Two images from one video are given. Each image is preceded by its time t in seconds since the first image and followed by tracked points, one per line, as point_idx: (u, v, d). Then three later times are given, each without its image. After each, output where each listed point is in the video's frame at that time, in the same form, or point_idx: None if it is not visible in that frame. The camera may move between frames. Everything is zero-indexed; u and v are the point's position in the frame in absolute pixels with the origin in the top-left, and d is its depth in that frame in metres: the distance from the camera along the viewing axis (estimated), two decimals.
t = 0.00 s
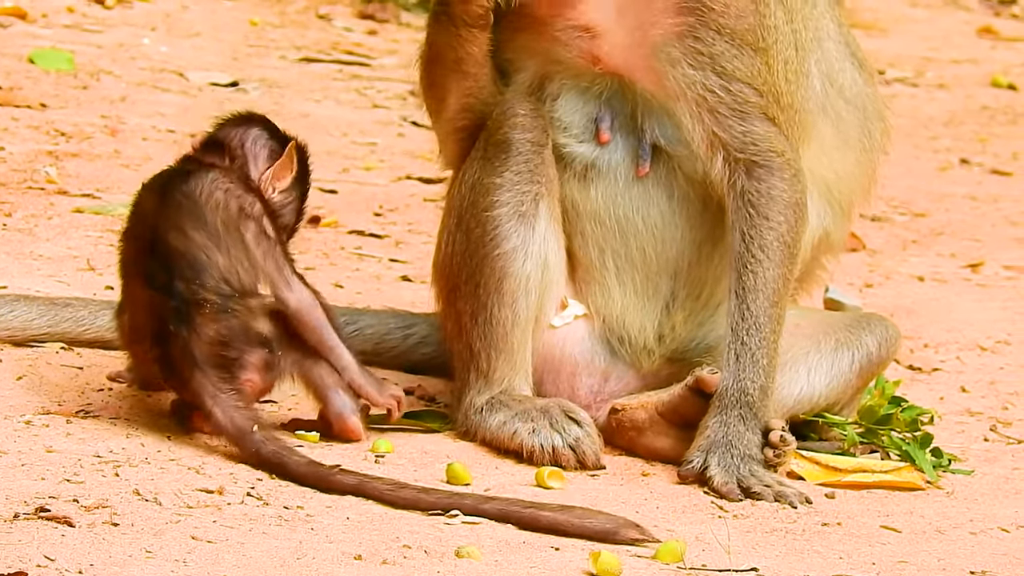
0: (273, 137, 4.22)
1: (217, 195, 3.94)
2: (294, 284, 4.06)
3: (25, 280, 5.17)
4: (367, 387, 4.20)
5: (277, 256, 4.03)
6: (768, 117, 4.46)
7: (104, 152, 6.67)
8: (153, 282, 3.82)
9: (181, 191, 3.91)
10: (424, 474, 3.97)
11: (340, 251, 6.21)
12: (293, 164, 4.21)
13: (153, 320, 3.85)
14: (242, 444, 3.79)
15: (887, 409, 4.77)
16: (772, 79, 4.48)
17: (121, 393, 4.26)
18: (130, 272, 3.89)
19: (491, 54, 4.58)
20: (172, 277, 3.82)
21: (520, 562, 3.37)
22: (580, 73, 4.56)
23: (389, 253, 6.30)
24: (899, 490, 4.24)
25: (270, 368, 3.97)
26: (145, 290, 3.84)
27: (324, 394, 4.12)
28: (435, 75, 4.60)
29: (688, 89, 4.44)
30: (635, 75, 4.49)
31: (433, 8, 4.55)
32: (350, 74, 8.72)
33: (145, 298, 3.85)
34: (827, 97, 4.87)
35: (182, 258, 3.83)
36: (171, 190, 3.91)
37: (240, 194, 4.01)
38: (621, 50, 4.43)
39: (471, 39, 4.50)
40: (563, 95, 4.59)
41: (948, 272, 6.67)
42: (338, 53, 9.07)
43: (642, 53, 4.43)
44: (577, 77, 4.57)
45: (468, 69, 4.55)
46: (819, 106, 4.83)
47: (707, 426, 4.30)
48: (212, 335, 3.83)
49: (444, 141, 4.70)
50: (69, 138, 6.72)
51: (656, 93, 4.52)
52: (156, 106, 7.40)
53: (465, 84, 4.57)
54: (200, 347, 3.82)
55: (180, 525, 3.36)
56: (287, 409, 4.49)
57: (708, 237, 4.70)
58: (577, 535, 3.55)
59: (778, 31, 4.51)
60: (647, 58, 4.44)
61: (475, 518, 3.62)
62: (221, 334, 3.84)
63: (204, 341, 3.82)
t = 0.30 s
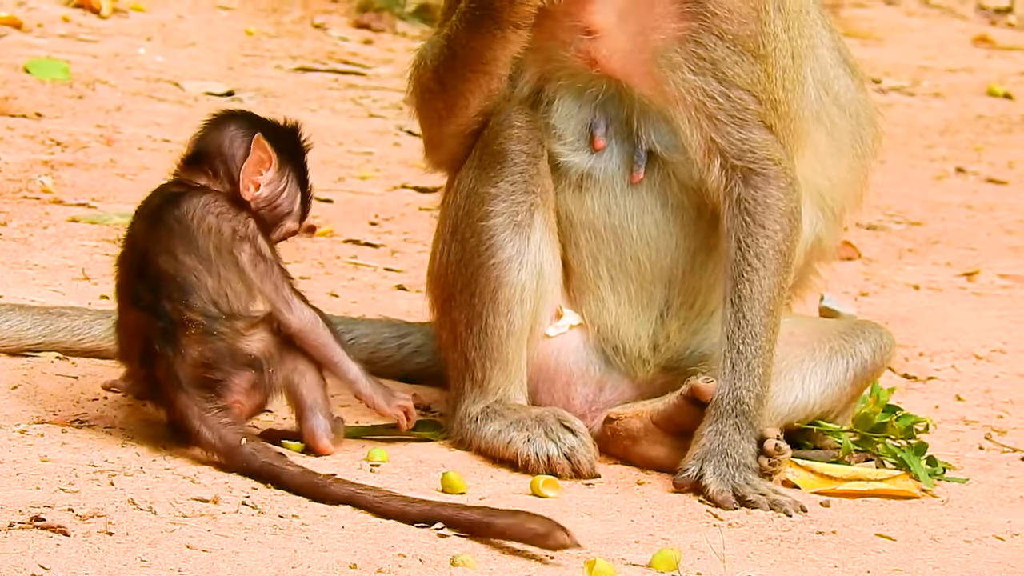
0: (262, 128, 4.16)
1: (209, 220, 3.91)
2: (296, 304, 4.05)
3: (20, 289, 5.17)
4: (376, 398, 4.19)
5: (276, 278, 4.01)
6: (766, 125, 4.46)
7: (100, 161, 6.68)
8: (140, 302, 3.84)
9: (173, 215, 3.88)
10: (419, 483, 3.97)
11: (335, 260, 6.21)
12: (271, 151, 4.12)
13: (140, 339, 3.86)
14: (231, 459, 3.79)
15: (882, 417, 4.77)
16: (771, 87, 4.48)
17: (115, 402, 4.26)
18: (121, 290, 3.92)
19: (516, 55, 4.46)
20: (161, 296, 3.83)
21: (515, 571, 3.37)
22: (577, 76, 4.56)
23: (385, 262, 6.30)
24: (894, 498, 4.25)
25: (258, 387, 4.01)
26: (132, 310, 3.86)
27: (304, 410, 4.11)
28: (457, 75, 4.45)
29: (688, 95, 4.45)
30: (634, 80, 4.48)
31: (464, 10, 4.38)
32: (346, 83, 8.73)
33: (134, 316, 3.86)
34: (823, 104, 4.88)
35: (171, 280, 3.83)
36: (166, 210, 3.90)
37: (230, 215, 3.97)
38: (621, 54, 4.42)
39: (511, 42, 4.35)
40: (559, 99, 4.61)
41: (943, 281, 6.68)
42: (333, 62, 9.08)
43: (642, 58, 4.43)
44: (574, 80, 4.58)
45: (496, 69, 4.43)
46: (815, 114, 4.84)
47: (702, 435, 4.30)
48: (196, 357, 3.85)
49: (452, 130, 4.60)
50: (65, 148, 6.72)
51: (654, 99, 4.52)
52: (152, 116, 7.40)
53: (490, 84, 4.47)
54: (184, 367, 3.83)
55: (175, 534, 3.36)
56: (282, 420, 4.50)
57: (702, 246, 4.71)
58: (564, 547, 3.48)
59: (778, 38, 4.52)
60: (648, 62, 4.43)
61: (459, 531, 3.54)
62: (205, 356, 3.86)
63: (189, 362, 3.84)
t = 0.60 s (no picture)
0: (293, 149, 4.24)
1: (238, 228, 3.92)
2: (317, 310, 4.04)
3: (12, 296, 5.16)
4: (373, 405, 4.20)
5: (296, 285, 4.00)
6: (761, 131, 4.46)
7: (92, 168, 6.67)
8: (159, 302, 3.85)
9: (201, 218, 3.88)
10: (412, 489, 3.97)
11: (328, 267, 6.21)
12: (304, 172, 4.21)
13: (156, 340, 3.87)
14: (228, 465, 3.79)
15: (875, 424, 4.75)
16: (766, 93, 4.49)
17: (109, 409, 4.26)
18: (142, 287, 3.92)
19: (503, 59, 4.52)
20: (179, 299, 3.83)
21: None
22: (572, 81, 4.56)
23: (378, 269, 6.31)
24: (886, 505, 4.25)
25: (268, 397, 3.97)
26: (151, 309, 3.87)
27: (298, 417, 4.06)
28: (445, 80, 4.50)
29: (683, 100, 4.46)
30: (628, 85, 4.49)
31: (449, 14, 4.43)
32: (339, 90, 8.73)
33: (151, 316, 3.87)
34: (817, 111, 4.89)
35: (191, 283, 3.84)
36: (195, 213, 3.89)
37: (253, 220, 3.97)
38: (616, 58, 4.44)
39: (494, 47, 4.39)
40: (554, 106, 4.60)
41: (936, 288, 6.69)
42: (326, 69, 9.09)
43: (637, 62, 4.44)
44: (568, 85, 4.58)
45: (481, 76, 4.47)
46: (810, 121, 4.84)
47: (695, 441, 4.30)
48: (208, 364, 3.84)
49: (444, 137, 4.63)
50: (58, 154, 6.72)
51: (649, 104, 4.53)
52: (144, 122, 7.40)
53: (476, 91, 4.51)
54: (193, 372, 3.83)
55: (168, 540, 3.35)
56: (275, 426, 4.50)
57: (696, 253, 4.71)
58: None
59: (774, 46, 4.53)
60: (643, 67, 4.44)
61: (454, 539, 3.55)
62: (218, 364, 3.85)
63: (199, 368, 3.83)
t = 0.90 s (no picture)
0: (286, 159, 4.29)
1: (252, 237, 3.99)
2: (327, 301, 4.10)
3: (8, 300, 5.16)
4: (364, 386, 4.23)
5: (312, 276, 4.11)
6: (756, 135, 4.47)
7: (88, 172, 6.67)
8: (177, 308, 3.85)
9: (218, 224, 3.95)
10: (408, 494, 3.97)
11: (324, 271, 6.21)
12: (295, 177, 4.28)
13: (170, 345, 3.86)
14: (231, 470, 3.77)
15: (871, 429, 4.75)
16: (761, 97, 4.50)
17: (104, 413, 4.25)
18: (153, 293, 3.92)
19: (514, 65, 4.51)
20: (198, 306, 3.86)
21: None
22: (568, 85, 4.58)
23: (374, 273, 6.31)
24: (881, 510, 4.25)
25: (280, 406, 3.96)
26: (167, 315, 3.87)
27: (304, 422, 4.05)
28: (455, 84, 4.47)
29: (677, 103, 4.46)
30: (624, 88, 4.49)
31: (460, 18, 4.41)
32: (334, 94, 8.73)
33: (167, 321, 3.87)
34: (813, 116, 4.89)
35: (211, 291, 3.88)
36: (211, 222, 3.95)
37: (267, 228, 4.05)
38: (611, 61, 4.44)
39: (508, 50, 4.36)
40: (551, 107, 4.62)
41: (931, 292, 6.69)
42: (322, 73, 9.09)
43: (632, 66, 4.45)
44: (565, 89, 4.59)
45: (494, 80, 4.45)
46: (805, 125, 4.84)
47: (690, 445, 4.30)
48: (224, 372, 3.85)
49: (447, 141, 4.64)
50: (53, 158, 6.72)
51: (644, 107, 4.54)
52: (139, 127, 7.40)
53: (487, 95, 4.49)
54: (207, 381, 3.83)
55: (164, 544, 3.35)
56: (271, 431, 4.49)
57: (692, 257, 4.70)
58: None
59: (769, 50, 4.55)
60: (638, 70, 4.45)
61: (454, 544, 3.55)
62: (232, 372, 3.85)
63: (214, 375, 3.84)
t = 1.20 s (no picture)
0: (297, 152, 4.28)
1: (268, 242, 3.99)
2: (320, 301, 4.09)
3: (6, 305, 5.16)
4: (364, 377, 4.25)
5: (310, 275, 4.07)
6: (752, 140, 4.47)
7: (85, 176, 6.67)
8: (192, 310, 3.86)
9: (236, 229, 3.95)
10: (405, 498, 3.97)
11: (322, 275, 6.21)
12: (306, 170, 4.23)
13: (181, 345, 3.87)
14: (232, 474, 3.78)
15: (868, 433, 4.75)
16: (757, 102, 4.50)
17: (102, 418, 4.25)
18: (167, 292, 3.93)
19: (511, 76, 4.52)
20: (212, 309, 3.86)
21: None
22: (565, 90, 4.59)
23: (371, 277, 6.31)
24: (878, 514, 4.26)
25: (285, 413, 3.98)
26: (180, 317, 3.88)
27: (297, 421, 4.04)
28: (450, 97, 4.49)
29: (673, 108, 4.46)
30: (619, 92, 4.50)
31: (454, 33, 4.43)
32: (331, 98, 8.73)
33: (179, 321, 3.88)
34: (809, 119, 4.90)
35: (226, 294, 3.88)
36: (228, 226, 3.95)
37: (283, 232, 4.05)
38: (607, 66, 4.45)
39: (502, 63, 4.38)
40: (547, 113, 4.63)
41: (929, 297, 6.70)
42: (319, 77, 9.09)
43: (629, 70, 4.45)
44: (561, 94, 4.60)
45: (489, 92, 4.46)
46: (801, 128, 4.85)
47: (687, 450, 4.30)
48: (236, 376, 3.86)
49: (445, 151, 4.64)
50: (51, 163, 6.72)
51: (640, 112, 4.54)
52: (137, 131, 7.40)
53: (481, 107, 4.51)
54: (218, 385, 3.84)
55: (162, 549, 3.35)
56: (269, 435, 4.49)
57: (689, 261, 4.71)
58: None
59: (765, 54, 4.55)
60: (634, 75, 4.46)
61: (453, 549, 3.55)
62: (243, 376, 3.87)
63: (225, 378, 3.85)
